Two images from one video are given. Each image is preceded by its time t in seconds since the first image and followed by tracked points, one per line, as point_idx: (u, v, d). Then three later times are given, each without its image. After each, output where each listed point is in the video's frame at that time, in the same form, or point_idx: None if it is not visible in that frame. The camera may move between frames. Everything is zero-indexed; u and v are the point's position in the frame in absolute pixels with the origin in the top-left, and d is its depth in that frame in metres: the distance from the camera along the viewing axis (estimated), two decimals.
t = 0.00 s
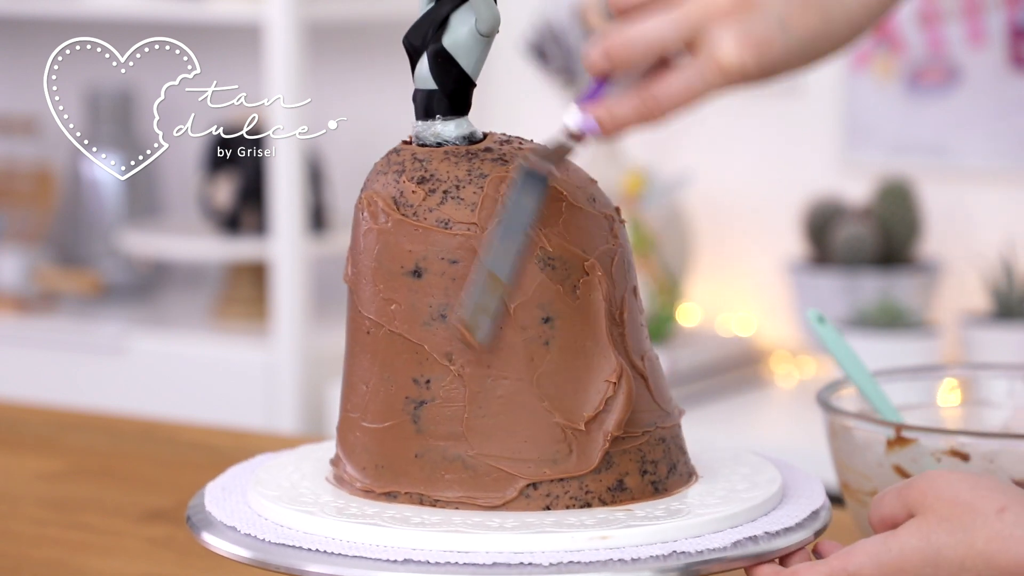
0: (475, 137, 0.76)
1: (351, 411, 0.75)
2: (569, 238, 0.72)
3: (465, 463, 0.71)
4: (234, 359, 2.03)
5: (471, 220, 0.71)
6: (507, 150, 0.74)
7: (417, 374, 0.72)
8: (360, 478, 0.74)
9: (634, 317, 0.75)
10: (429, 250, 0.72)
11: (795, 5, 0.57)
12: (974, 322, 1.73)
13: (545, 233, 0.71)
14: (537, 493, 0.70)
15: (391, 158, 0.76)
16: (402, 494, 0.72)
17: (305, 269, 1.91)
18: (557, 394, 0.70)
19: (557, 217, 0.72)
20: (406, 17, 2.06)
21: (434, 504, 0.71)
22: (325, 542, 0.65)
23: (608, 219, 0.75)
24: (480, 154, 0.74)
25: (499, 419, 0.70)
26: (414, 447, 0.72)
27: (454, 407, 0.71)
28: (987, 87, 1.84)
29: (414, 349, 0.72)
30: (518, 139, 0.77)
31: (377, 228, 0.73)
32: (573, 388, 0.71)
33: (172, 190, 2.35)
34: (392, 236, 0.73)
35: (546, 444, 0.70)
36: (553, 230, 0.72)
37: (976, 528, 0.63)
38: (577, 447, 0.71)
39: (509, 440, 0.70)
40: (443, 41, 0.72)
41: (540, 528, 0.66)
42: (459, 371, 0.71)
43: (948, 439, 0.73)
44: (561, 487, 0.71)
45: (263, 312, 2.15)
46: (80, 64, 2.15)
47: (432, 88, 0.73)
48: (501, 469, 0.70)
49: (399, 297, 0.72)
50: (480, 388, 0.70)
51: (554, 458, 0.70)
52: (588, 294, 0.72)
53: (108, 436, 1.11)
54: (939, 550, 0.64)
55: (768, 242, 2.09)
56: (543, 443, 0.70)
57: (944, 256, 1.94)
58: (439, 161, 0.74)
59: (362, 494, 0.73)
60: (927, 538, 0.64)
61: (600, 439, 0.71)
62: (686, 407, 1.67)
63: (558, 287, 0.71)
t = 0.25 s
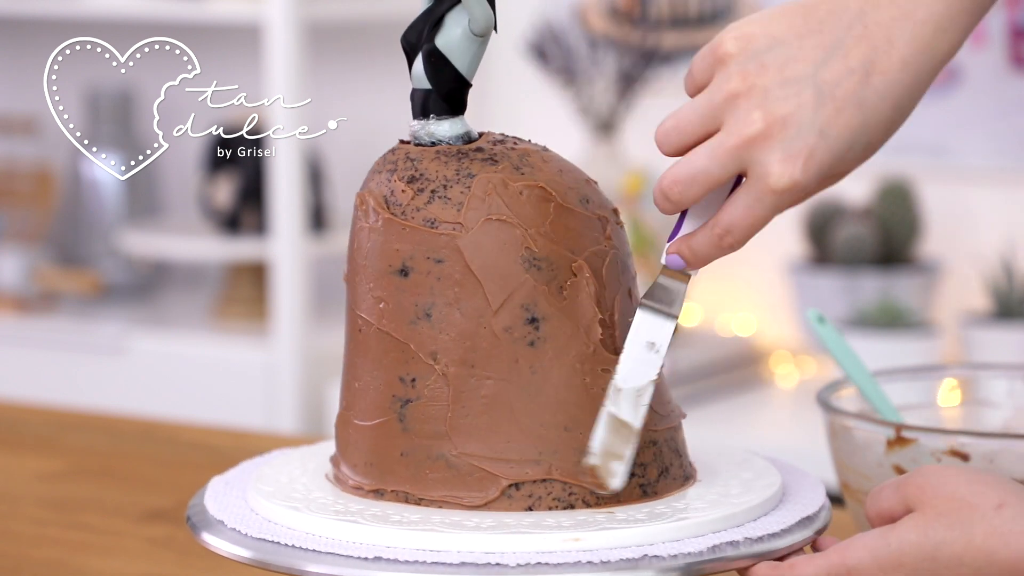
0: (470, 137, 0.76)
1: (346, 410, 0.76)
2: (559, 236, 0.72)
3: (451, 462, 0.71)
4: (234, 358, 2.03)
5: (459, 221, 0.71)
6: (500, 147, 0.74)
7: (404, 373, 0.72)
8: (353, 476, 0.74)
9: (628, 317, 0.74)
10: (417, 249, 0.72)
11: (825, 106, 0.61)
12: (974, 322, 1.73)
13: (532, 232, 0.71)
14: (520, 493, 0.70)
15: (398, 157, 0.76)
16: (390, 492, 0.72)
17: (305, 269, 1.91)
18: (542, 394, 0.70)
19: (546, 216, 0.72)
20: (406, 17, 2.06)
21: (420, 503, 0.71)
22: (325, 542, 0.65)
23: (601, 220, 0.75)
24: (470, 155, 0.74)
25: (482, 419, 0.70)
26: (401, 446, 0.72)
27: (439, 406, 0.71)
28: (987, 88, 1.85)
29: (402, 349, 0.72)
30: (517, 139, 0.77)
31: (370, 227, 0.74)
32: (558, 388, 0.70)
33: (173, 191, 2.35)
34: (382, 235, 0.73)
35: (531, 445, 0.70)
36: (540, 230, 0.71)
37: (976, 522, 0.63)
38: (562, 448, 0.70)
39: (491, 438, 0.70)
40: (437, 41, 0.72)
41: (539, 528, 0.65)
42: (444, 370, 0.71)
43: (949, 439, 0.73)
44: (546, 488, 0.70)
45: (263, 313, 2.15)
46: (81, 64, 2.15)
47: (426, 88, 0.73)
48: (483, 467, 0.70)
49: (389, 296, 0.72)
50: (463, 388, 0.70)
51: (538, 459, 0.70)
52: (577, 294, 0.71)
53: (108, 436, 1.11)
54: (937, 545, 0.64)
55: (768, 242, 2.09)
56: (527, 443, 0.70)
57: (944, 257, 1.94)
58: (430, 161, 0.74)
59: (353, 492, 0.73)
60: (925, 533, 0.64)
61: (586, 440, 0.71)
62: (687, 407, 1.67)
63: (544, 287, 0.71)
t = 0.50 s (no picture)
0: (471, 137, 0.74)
1: (344, 407, 0.76)
2: (560, 237, 0.71)
3: (449, 463, 0.71)
4: (234, 358, 2.03)
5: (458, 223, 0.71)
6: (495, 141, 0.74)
7: (402, 374, 0.72)
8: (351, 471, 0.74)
9: (627, 316, 0.74)
10: (417, 248, 0.71)
11: None
12: (974, 322, 1.73)
13: (533, 233, 0.70)
14: (518, 496, 0.70)
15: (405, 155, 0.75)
16: (388, 491, 0.72)
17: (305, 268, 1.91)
18: (541, 398, 0.70)
19: (548, 215, 0.71)
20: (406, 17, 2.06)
21: (419, 502, 0.71)
22: (326, 543, 0.65)
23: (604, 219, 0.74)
24: (469, 154, 0.73)
25: (481, 422, 0.70)
26: (399, 446, 0.72)
27: (437, 408, 0.71)
28: (987, 87, 1.84)
29: (400, 350, 0.72)
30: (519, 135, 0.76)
31: (370, 227, 0.73)
32: (558, 392, 0.70)
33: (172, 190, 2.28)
34: (383, 235, 0.73)
35: (530, 448, 0.70)
36: (541, 231, 0.71)
37: (976, 526, 0.63)
38: (561, 450, 0.70)
39: (490, 441, 0.70)
40: (436, 40, 0.71)
41: (541, 527, 0.65)
42: (443, 372, 0.70)
43: (949, 439, 0.73)
44: (544, 491, 0.70)
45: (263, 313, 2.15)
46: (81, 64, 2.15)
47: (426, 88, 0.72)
48: (483, 470, 0.70)
49: (388, 296, 0.72)
50: (461, 390, 0.70)
51: (536, 461, 0.70)
52: (577, 296, 0.71)
53: (109, 436, 1.11)
54: (937, 546, 0.64)
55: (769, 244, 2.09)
56: (526, 446, 0.70)
57: (944, 257, 1.94)
58: (431, 160, 0.73)
59: (353, 492, 0.74)
60: (924, 535, 0.64)
61: (585, 442, 0.71)
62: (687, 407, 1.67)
63: (544, 289, 0.70)
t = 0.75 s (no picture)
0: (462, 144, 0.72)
1: (346, 405, 0.77)
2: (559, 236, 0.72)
3: (435, 460, 0.71)
4: (234, 358, 2.03)
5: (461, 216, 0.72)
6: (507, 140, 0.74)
7: (400, 368, 0.73)
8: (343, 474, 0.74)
9: (629, 322, 0.74)
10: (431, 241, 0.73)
11: None
12: (974, 322, 1.73)
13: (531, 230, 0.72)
14: (501, 494, 0.70)
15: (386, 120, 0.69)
16: (374, 490, 0.72)
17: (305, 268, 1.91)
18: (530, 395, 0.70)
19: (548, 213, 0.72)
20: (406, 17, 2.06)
21: (403, 500, 0.71)
22: (326, 542, 0.64)
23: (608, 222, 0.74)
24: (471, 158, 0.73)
25: (469, 417, 0.70)
26: (392, 442, 0.73)
27: (428, 403, 0.71)
28: (987, 88, 1.85)
29: (398, 343, 0.73)
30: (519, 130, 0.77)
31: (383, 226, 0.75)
32: (548, 390, 0.71)
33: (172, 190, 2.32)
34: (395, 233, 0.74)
35: (516, 446, 0.70)
36: (540, 228, 0.72)
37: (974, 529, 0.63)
38: (547, 451, 0.70)
39: (477, 436, 0.70)
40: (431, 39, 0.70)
41: (539, 527, 0.65)
42: (436, 366, 0.71)
43: (948, 439, 0.72)
44: (527, 491, 0.70)
45: (263, 313, 2.15)
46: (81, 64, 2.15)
47: (423, 89, 0.70)
48: (466, 467, 0.70)
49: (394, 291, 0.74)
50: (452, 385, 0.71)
51: (525, 460, 0.70)
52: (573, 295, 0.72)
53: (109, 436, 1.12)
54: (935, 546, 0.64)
55: (769, 243, 2.09)
56: (512, 444, 0.70)
57: (943, 257, 1.94)
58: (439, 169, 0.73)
59: (344, 492, 0.73)
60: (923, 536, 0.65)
61: (573, 443, 0.71)
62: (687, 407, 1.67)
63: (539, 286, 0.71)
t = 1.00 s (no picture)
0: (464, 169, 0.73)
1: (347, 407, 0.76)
2: (560, 234, 0.71)
3: (436, 463, 0.70)
4: (234, 358, 2.03)
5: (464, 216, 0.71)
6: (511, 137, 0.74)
7: (399, 371, 0.72)
8: (340, 479, 0.73)
9: (633, 321, 0.73)
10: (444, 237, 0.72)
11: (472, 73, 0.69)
12: (974, 322, 1.73)
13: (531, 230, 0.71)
14: (504, 497, 0.69)
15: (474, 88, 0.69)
16: (374, 493, 0.71)
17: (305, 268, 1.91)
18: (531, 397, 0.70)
19: (548, 212, 0.71)
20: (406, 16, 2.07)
21: (403, 504, 0.71)
22: (326, 542, 0.65)
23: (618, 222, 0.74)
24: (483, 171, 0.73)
25: (469, 419, 0.70)
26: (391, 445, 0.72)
27: (428, 406, 0.71)
28: (989, 88, 1.85)
29: (399, 345, 0.72)
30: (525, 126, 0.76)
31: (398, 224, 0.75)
32: (549, 391, 0.70)
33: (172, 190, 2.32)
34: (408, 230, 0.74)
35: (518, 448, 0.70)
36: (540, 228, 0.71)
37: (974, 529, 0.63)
38: (549, 452, 0.70)
39: (478, 439, 0.70)
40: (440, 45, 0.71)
41: (537, 528, 0.65)
42: (437, 369, 0.71)
43: (948, 439, 0.72)
44: (530, 493, 0.69)
45: (262, 313, 2.15)
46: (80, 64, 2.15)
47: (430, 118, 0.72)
48: (468, 470, 0.70)
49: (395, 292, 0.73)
50: (451, 389, 0.70)
51: (534, 461, 0.70)
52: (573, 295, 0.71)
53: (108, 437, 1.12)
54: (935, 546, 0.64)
55: (768, 243, 2.09)
56: (514, 445, 0.70)
57: (943, 257, 1.94)
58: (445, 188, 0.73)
59: (343, 494, 0.72)
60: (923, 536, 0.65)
61: (575, 445, 0.70)
62: (687, 407, 1.67)
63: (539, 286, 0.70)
